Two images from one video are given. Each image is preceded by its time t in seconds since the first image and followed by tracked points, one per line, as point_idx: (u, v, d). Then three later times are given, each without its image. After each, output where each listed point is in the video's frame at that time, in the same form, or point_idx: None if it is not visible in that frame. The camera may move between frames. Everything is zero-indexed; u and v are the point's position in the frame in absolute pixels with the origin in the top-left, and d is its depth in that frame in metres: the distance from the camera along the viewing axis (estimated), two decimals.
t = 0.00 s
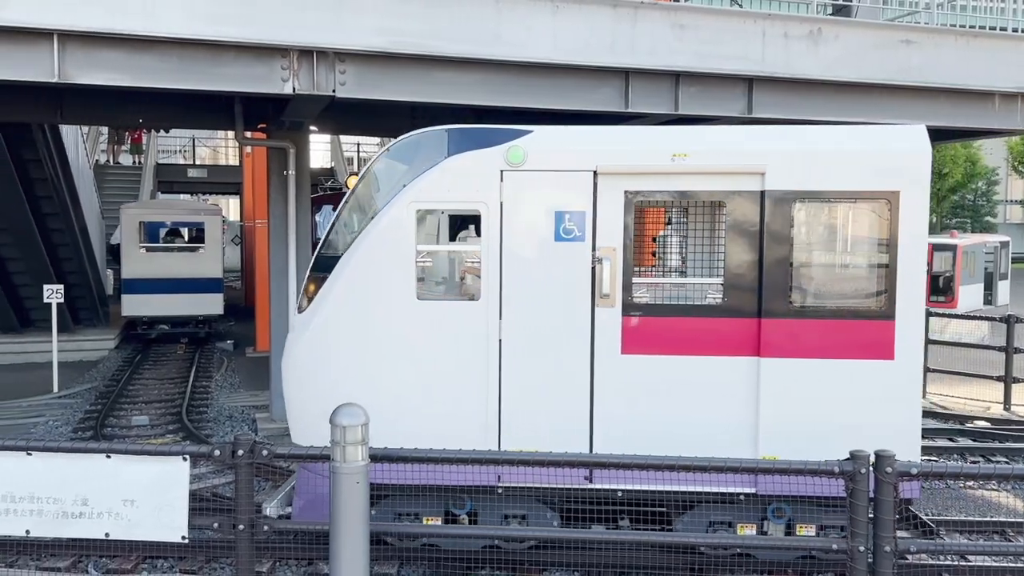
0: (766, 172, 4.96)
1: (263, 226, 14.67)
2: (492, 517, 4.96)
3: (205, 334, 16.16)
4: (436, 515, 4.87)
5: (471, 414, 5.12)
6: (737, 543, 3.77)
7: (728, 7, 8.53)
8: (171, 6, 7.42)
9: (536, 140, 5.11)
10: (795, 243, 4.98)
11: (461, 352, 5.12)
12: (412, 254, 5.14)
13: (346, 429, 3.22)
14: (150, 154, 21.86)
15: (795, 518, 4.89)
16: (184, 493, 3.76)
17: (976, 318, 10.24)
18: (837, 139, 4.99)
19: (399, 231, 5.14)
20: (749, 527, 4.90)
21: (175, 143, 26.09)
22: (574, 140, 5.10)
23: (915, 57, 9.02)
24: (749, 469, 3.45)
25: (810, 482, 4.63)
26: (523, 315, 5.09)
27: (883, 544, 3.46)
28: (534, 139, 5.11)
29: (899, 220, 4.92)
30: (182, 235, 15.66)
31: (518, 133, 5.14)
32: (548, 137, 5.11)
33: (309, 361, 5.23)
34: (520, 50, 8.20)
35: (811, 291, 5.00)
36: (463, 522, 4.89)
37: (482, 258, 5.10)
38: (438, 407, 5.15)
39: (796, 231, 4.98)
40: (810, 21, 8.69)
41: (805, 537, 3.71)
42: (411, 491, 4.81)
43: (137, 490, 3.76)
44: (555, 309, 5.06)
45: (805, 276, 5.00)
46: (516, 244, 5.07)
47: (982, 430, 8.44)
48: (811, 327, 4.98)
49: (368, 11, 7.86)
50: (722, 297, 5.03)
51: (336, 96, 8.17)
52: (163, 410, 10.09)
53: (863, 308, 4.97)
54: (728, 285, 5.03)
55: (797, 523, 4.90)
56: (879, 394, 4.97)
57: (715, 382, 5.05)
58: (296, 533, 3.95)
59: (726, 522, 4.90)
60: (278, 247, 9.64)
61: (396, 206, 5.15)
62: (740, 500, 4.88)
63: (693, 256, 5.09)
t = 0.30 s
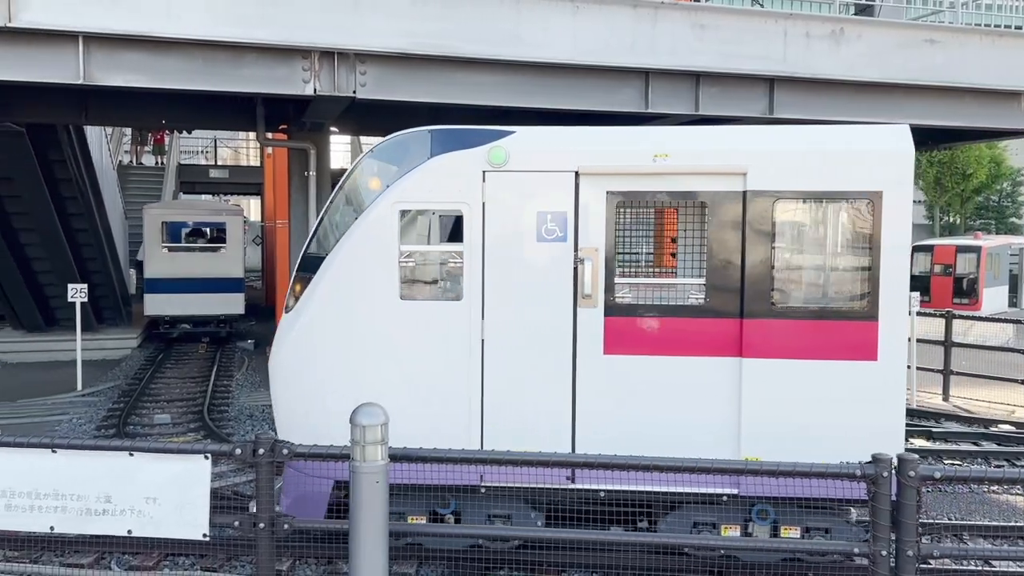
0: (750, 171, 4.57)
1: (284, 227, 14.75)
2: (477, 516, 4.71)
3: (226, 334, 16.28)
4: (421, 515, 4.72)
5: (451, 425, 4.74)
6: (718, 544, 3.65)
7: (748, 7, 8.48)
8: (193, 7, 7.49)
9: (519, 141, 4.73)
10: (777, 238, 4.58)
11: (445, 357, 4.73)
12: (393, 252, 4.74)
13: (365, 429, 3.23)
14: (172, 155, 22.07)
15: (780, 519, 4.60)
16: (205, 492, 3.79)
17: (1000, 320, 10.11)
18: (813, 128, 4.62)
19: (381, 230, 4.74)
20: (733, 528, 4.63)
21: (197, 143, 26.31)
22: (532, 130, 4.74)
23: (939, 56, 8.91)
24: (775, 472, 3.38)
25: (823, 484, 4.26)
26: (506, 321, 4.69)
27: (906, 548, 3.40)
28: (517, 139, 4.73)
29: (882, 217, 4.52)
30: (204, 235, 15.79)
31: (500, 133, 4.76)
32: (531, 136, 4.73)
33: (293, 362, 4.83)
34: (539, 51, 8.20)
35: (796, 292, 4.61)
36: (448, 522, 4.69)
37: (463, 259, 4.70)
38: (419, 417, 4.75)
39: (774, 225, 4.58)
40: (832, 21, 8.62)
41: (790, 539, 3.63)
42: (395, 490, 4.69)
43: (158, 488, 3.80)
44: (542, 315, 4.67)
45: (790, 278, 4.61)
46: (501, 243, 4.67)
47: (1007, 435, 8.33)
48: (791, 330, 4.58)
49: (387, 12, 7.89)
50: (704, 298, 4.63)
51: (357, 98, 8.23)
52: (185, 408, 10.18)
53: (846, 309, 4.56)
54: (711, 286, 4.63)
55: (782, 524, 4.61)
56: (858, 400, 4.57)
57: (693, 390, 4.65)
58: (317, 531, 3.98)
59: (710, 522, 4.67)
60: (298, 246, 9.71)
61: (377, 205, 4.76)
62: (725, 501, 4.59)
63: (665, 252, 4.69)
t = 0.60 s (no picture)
0: (730, 172, 4.64)
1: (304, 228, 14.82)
2: (461, 516, 4.75)
3: (246, 334, 16.40)
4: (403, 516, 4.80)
5: (435, 423, 4.82)
6: (704, 545, 3.60)
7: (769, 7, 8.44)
8: (215, 10, 7.57)
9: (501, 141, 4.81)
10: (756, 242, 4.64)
11: (428, 356, 4.80)
12: (377, 253, 4.82)
13: (385, 428, 3.25)
14: (194, 156, 22.24)
15: (763, 523, 4.60)
16: (226, 490, 3.81)
17: None
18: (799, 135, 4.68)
19: (365, 232, 4.83)
20: (716, 530, 4.66)
21: (218, 145, 26.48)
22: (518, 134, 4.82)
23: (963, 56, 8.82)
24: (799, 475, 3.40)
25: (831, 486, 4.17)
26: (488, 320, 4.77)
27: (929, 553, 3.38)
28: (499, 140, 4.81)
29: (862, 220, 4.59)
30: (224, 236, 15.90)
31: (482, 135, 4.84)
32: (513, 138, 4.82)
33: (278, 362, 4.89)
34: (559, 52, 8.19)
35: (775, 292, 4.66)
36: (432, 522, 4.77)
37: (446, 259, 4.79)
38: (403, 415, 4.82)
39: (754, 230, 4.64)
40: (854, 21, 8.55)
41: (772, 541, 3.57)
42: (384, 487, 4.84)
43: (180, 486, 3.83)
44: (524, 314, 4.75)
45: (769, 280, 4.67)
46: (482, 243, 4.76)
47: None
48: (774, 331, 4.64)
49: (407, 14, 7.92)
50: (685, 298, 4.71)
51: (376, 99, 8.27)
52: (206, 407, 10.26)
53: (826, 311, 4.61)
54: (692, 287, 4.70)
55: (765, 526, 4.60)
56: (841, 400, 4.61)
57: (675, 390, 4.72)
58: (337, 530, 3.95)
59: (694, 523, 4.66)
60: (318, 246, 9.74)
61: (361, 206, 4.84)
62: (707, 502, 4.61)
63: (646, 253, 4.77)
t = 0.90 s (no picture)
0: (709, 173, 4.68)
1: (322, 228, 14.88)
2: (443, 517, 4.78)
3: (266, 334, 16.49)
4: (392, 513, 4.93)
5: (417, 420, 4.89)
6: (687, 545, 3.57)
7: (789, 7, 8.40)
8: (236, 12, 7.63)
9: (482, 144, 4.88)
10: (736, 244, 4.69)
11: (410, 354, 4.89)
12: (360, 254, 4.91)
13: (404, 428, 3.25)
14: (214, 158, 22.40)
15: (746, 523, 4.64)
16: (246, 489, 3.84)
17: None
18: (793, 138, 4.69)
19: (347, 233, 4.92)
20: (699, 530, 4.67)
21: (237, 146, 26.66)
22: (501, 138, 4.88)
23: (986, 56, 8.72)
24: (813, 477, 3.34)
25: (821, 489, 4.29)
26: (469, 319, 4.84)
27: (949, 558, 3.34)
28: (480, 143, 4.88)
29: (844, 221, 4.59)
30: (244, 237, 16.00)
31: (464, 137, 4.92)
32: (494, 140, 4.88)
33: (265, 362, 5.03)
34: (578, 53, 8.19)
35: (754, 292, 4.70)
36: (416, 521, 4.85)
37: (427, 259, 4.86)
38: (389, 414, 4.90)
39: (737, 233, 4.69)
40: (875, 21, 8.49)
41: (754, 542, 3.55)
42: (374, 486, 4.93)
43: (201, 485, 3.86)
44: (507, 314, 4.82)
45: (748, 281, 4.71)
46: (461, 243, 4.83)
47: None
48: (756, 331, 4.66)
49: (426, 15, 7.94)
50: (666, 299, 4.75)
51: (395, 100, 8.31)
52: (225, 407, 10.34)
53: (807, 312, 4.63)
54: (672, 288, 4.74)
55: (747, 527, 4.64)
56: (823, 400, 4.62)
57: (657, 390, 4.76)
58: (356, 529, 3.96)
59: (676, 524, 4.69)
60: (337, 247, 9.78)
61: (344, 208, 4.94)
62: (690, 501, 4.67)
63: (627, 254, 4.82)
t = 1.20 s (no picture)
0: (687, 172, 4.73)
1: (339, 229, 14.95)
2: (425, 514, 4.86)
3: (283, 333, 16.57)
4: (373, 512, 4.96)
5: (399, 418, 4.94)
6: (664, 543, 3.58)
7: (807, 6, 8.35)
8: (254, 14, 7.68)
9: (461, 144, 4.91)
10: (712, 246, 4.75)
11: (391, 353, 4.92)
12: (342, 254, 4.94)
13: (420, 428, 3.26)
14: (232, 159, 22.53)
15: (727, 522, 4.67)
16: (264, 487, 3.86)
17: None
18: (787, 137, 4.71)
19: (330, 234, 4.96)
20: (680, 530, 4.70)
21: (255, 147, 26.81)
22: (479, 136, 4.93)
23: (1008, 55, 8.63)
24: (831, 480, 3.35)
25: (792, 488, 4.49)
26: (450, 320, 4.89)
27: (969, 561, 3.32)
28: (459, 142, 4.90)
29: (822, 218, 4.65)
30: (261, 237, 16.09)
31: (443, 137, 4.94)
32: (474, 140, 4.91)
33: (249, 362, 5.06)
34: (594, 53, 8.18)
35: (731, 293, 4.76)
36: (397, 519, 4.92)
37: (409, 259, 4.90)
38: (372, 413, 4.95)
39: (715, 236, 4.75)
40: (894, 20, 8.42)
41: (737, 541, 3.51)
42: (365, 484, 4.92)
43: (219, 483, 3.89)
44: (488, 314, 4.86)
45: (725, 282, 4.77)
46: (442, 242, 4.87)
47: None
48: (733, 331, 4.72)
49: (443, 16, 7.96)
50: (645, 298, 4.81)
51: (412, 101, 8.34)
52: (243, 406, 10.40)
53: (786, 312, 4.68)
54: (651, 286, 4.80)
55: (728, 526, 4.66)
56: (800, 399, 4.67)
57: (636, 389, 4.81)
58: (372, 528, 3.96)
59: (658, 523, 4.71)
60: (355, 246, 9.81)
61: (326, 208, 4.97)
62: (671, 499, 4.68)
63: (603, 252, 4.88)
